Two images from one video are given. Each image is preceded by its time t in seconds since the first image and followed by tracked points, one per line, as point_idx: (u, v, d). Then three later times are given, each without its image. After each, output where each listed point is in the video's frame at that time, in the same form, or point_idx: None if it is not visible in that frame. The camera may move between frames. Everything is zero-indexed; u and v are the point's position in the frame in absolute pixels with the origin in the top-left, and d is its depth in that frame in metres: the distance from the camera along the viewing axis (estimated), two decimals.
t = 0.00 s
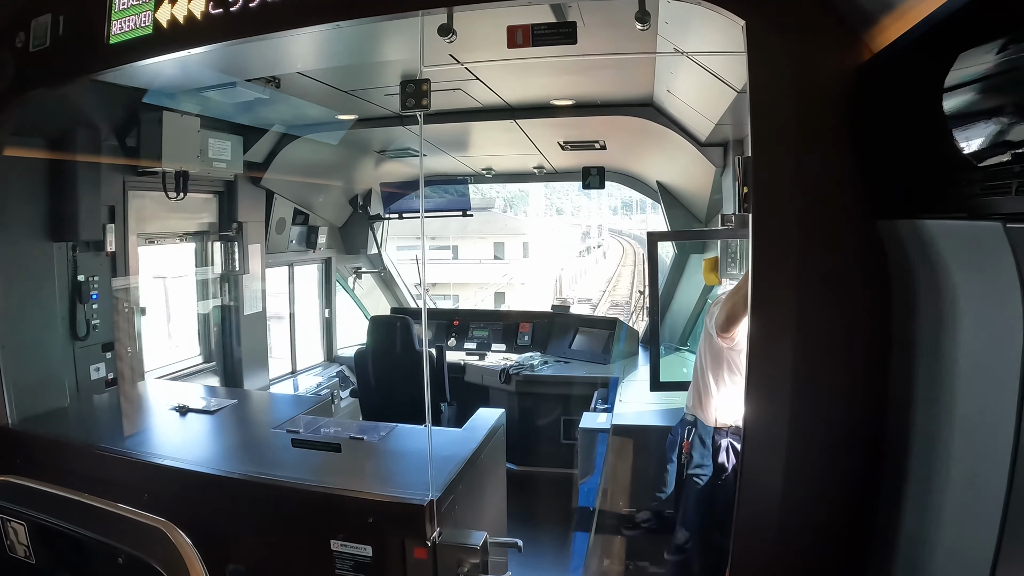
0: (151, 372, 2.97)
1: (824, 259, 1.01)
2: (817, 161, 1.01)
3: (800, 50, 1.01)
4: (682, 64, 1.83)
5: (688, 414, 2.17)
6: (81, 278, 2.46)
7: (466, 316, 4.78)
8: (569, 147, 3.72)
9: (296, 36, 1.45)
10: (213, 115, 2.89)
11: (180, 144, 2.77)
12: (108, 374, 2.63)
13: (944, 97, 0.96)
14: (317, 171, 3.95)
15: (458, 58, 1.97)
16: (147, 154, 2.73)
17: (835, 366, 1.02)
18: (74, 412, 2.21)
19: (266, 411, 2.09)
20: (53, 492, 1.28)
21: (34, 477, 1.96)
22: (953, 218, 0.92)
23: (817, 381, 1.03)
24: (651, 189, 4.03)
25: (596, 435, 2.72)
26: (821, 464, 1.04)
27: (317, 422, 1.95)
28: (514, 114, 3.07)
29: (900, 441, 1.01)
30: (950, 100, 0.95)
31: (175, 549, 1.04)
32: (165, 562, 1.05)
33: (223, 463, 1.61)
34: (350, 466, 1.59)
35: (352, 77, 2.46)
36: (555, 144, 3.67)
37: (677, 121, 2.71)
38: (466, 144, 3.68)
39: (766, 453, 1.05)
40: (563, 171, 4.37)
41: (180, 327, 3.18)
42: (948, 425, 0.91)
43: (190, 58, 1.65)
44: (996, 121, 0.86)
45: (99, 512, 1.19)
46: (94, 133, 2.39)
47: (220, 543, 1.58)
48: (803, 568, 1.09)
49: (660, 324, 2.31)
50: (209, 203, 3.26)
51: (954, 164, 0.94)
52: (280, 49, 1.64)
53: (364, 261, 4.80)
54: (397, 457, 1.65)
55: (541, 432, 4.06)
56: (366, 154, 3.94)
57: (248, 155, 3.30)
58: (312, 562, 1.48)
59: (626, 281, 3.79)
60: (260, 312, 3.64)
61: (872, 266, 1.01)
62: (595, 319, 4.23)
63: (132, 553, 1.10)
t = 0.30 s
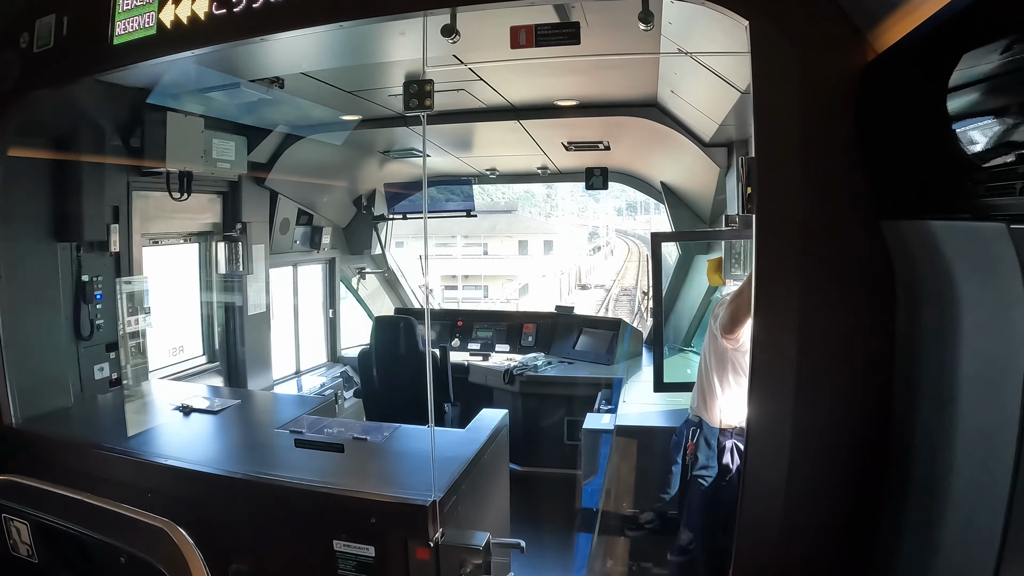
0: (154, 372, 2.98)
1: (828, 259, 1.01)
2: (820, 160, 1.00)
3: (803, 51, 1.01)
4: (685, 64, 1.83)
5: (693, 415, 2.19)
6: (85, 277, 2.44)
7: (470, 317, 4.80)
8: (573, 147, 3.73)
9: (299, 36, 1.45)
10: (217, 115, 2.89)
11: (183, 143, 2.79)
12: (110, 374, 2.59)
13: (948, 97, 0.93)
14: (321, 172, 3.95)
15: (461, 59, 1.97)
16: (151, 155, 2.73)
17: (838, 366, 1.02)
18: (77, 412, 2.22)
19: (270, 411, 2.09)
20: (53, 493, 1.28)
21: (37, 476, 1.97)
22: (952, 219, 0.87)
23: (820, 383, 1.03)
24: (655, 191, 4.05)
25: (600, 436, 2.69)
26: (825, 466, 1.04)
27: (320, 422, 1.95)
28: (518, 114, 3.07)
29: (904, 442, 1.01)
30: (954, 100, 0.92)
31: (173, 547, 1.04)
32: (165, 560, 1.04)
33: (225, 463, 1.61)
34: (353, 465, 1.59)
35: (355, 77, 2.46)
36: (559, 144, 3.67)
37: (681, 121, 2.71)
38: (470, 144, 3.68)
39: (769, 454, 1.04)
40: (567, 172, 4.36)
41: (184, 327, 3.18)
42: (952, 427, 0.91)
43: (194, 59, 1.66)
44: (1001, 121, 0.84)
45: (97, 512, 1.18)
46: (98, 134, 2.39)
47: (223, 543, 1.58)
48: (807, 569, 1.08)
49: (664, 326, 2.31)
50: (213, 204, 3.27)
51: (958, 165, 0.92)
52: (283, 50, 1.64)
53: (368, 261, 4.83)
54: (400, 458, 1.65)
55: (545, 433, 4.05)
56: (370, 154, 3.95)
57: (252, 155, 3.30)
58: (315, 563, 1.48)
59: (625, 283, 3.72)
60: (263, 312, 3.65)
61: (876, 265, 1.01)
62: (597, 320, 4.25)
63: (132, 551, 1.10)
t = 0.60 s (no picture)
0: (159, 372, 2.99)
1: (828, 259, 1.02)
2: (821, 161, 1.01)
3: (801, 53, 1.02)
4: (686, 67, 1.84)
5: (695, 415, 2.20)
6: (91, 278, 2.45)
7: (474, 318, 4.84)
8: (575, 150, 3.78)
9: (303, 40, 1.46)
10: (222, 116, 2.89)
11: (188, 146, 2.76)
12: (116, 374, 2.60)
13: (946, 99, 0.93)
14: (325, 174, 3.97)
15: (463, 62, 1.98)
16: (156, 157, 2.74)
17: (837, 365, 1.03)
18: (83, 413, 2.23)
19: (274, 411, 2.10)
20: (67, 490, 1.29)
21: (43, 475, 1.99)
22: (949, 219, 0.90)
23: (819, 382, 1.03)
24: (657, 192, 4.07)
25: (603, 436, 2.74)
26: (825, 464, 1.05)
27: (324, 423, 1.96)
28: (520, 116, 3.08)
29: (903, 441, 1.02)
30: (950, 101, 0.93)
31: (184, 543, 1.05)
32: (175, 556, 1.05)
33: (230, 463, 1.62)
34: (357, 465, 1.60)
35: (359, 80, 2.47)
36: (562, 145, 3.68)
37: (682, 123, 2.71)
38: (473, 146, 3.69)
39: (770, 453, 1.05)
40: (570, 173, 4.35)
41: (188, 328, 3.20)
42: (952, 427, 0.91)
43: (199, 62, 1.67)
44: (1005, 121, 0.84)
45: (110, 509, 1.19)
46: (103, 136, 2.41)
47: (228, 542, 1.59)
48: (809, 568, 1.09)
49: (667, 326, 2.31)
50: (217, 205, 3.28)
51: (956, 165, 0.93)
52: (288, 53, 1.66)
53: (372, 263, 4.84)
54: (403, 458, 1.66)
55: (548, 434, 4.06)
56: (373, 156, 3.96)
57: (257, 156, 3.32)
58: (319, 562, 1.49)
59: (628, 279, 3.60)
60: (267, 313, 3.66)
61: (876, 265, 1.02)
62: (601, 321, 4.27)
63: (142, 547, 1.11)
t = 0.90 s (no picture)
0: (163, 372, 3.01)
1: (829, 258, 1.02)
2: (821, 161, 1.02)
3: (802, 53, 1.02)
4: (688, 67, 1.84)
5: (698, 415, 2.21)
6: (94, 280, 2.48)
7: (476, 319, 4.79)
8: (579, 151, 3.78)
9: (306, 42, 1.47)
10: (226, 118, 2.91)
11: (194, 147, 2.80)
12: (120, 374, 2.63)
13: (946, 98, 0.95)
14: (329, 175, 3.98)
15: (466, 63, 1.99)
16: (160, 158, 2.72)
17: (839, 364, 1.03)
18: (87, 414, 2.24)
19: (278, 411, 2.11)
20: (82, 487, 1.31)
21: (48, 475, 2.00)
22: (948, 218, 0.90)
23: (821, 381, 1.04)
24: (658, 190, 4.10)
25: (605, 436, 2.76)
26: (826, 463, 1.05)
27: (328, 422, 1.96)
28: (523, 117, 3.09)
29: (905, 439, 1.02)
30: (953, 101, 0.95)
31: (191, 541, 1.05)
32: (181, 554, 1.05)
33: (233, 462, 1.63)
34: (360, 465, 1.60)
35: (362, 81, 2.48)
36: (564, 146, 3.69)
37: (685, 123, 2.72)
38: (476, 147, 3.70)
39: (773, 451, 1.06)
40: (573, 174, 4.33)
41: (192, 328, 3.22)
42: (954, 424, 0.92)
43: (203, 64, 1.68)
44: (1006, 119, 0.87)
45: (125, 506, 1.20)
46: (108, 137, 2.42)
47: (231, 541, 1.60)
48: (812, 566, 1.09)
49: (668, 326, 2.31)
50: (220, 206, 3.30)
51: (957, 163, 0.94)
52: (292, 54, 1.67)
53: (375, 263, 4.80)
54: (407, 457, 1.66)
55: (550, 434, 4.06)
56: (376, 158, 3.98)
57: (260, 158, 3.35)
58: (323, 561, 1.50)
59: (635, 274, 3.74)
60: (271, 314, 3.68)
61: (878, 264, 1.02)
62: (603, 321, 4.26)
63: (149, 545, 1.11)
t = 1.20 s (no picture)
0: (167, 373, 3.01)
1: (833, 258, 1.02)
2: (824, 162, 1.02)
3: (805, 52, 1.02)
4: (691, 67, 1.84)
5: (701, 415, 2.20)
6: (99, 280, 2.48)
7: (479, 319, 4.78)
8: (582, 151, 3.77)
9: (309, 42, 1.47)
10: (228, 120, 2.92)
11: (196, 149, 2.81)
12: (125, 375, 2.64)
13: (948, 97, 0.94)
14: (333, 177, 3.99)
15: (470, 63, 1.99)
16: (163, 160, 2.73)
17: (841, 365, 1.03)
18: (92, 415, 2.24)
19: (282, 411, 2.12)
20: (88, 488, 1.31)
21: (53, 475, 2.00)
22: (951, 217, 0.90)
23: (825, 381, 1.03)
24: (661, 191, 4.10)
25: (609, 437, 2.74)
26: (831, 463, 1.05)
27: (332, 423, 1.97)
28: (526, 118, 3.09)
29: (909, 439, 1.02)
30: (954, 100, 0.93)
31: (198, 541, 1.05)
32: (189, 554, 1.05)
33: (237, 463, 1.63)
34: (364, 466, 1.60)
35: (365, 82, 2.49)
36: (567, 147, 3.70)
37: (688, 123, 2.71)
38: (479, 147, 3.70)
39: (777, 451, 1.05)
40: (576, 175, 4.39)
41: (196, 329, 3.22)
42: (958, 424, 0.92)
43: (207, 64, 1.68)
44: (1009, 117, 0.85)
45: (130, 507, 1.20)
46: (111, 138, 2.42)
47: (236, 542, 1.60)
48: (817, 565, 1.09)
49: (672, 326, 2.31)
50: (224, 207, 3.30)
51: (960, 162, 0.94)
52: (296, 56, 1.67)
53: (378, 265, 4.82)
54: (410, 457, 1.66)
55: (555, 435, 4.06)
56: (380, 159, 3.99)
57: (263, 159, 3.35)
58: (328, 562, 1.50)
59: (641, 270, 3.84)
60: (275, 315, 3.68)
61: (881, 264, 1.02)
62: (607, 321, 4.24)
63: (154, 545, 1.11)
